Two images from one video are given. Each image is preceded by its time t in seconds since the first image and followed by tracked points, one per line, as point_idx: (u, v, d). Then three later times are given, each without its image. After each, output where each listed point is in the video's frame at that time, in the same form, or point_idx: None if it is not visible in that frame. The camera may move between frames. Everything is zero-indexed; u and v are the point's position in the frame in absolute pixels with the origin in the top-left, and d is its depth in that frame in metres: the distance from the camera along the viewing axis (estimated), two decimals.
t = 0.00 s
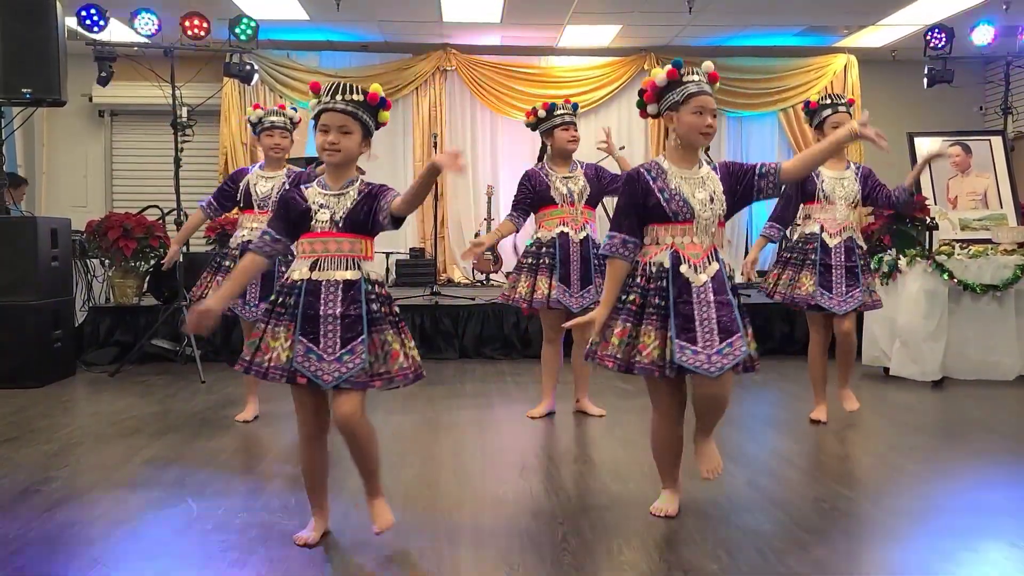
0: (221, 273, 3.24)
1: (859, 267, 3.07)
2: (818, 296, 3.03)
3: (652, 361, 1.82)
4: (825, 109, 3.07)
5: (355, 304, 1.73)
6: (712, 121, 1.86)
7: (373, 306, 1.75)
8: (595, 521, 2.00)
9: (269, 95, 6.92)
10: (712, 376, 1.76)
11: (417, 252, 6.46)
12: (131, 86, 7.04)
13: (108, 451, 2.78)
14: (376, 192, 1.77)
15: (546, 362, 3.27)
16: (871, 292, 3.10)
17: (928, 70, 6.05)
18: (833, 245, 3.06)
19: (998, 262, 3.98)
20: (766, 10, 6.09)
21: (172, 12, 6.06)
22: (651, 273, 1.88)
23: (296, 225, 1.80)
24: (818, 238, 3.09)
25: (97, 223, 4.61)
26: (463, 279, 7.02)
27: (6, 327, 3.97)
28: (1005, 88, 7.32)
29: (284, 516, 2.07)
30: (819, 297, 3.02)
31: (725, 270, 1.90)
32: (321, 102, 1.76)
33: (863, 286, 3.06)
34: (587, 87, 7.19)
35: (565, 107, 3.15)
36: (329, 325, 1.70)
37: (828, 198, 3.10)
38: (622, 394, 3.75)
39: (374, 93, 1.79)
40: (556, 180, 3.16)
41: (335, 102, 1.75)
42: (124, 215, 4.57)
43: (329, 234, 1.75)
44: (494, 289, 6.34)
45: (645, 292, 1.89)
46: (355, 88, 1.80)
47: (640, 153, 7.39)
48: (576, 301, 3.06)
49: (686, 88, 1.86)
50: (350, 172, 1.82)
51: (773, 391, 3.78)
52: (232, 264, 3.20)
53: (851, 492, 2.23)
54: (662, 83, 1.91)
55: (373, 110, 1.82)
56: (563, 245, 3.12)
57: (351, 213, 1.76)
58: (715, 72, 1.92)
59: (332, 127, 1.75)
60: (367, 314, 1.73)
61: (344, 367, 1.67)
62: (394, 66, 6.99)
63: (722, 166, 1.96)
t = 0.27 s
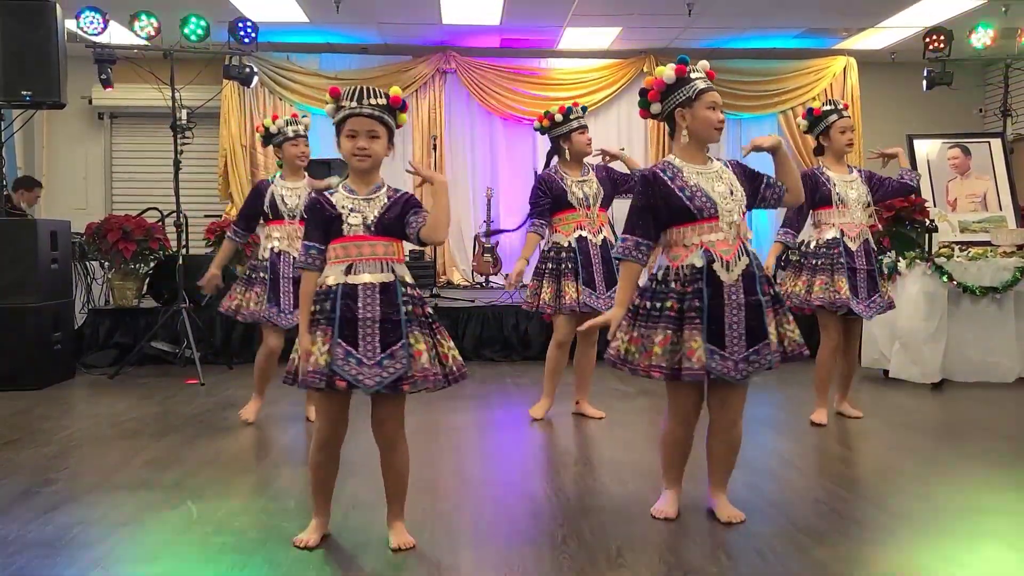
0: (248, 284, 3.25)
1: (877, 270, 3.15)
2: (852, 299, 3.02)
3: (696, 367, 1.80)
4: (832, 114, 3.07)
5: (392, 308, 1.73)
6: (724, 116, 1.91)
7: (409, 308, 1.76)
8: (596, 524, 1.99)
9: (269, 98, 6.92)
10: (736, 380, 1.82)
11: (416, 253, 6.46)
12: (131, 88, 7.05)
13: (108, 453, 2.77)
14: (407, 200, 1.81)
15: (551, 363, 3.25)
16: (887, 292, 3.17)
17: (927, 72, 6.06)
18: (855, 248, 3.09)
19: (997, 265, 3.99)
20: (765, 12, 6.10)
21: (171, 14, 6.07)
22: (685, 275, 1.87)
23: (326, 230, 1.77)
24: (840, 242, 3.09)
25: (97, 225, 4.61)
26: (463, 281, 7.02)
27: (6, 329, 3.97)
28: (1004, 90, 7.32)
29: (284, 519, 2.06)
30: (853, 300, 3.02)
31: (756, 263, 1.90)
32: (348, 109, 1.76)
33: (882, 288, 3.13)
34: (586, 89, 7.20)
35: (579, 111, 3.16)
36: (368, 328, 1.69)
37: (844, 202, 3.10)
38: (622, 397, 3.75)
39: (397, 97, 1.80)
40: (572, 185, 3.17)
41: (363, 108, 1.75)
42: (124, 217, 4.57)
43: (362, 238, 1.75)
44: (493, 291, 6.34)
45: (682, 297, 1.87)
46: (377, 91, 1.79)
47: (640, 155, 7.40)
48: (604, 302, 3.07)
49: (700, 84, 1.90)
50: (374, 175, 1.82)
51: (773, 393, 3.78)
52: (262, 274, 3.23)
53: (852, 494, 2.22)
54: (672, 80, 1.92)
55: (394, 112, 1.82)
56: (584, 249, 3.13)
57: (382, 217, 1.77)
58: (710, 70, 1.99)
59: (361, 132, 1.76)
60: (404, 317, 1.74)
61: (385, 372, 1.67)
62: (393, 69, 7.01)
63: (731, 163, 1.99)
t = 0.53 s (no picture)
0: (264, 291, 3.26)
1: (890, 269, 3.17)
2: (872, 302, 3.04)
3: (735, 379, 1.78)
4: (836, 119, 3.07)
5: (413, 313, 1.73)
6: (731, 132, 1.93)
7: (431, 312, 1.75)
8: (595, 524, 1.99)
9: (268, 98, 6.92)
10: (790, 388, 1.77)
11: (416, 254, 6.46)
12: (130, 88, 7.05)
13: (107, 453, 2.77)
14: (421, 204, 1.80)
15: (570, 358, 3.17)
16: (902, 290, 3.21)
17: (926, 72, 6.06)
18: (869, 250, 3.11)
19: (996, 265, 3.99)
20: (765, 12, 6.10)
21: (170, 14, 6.07)
22: (705, 292, 1.88)
23: (343, 241, 1.77)
24: (854, 245, 3.10)
25: (96, 225, 4.62)
26: (462, 281, 7.02)
27: (5, 329, 3.97)
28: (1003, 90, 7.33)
29: (284, 519, 2.06)
30: (873, 303, 3.04)
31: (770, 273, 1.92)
32: (373, 120, 1.74)
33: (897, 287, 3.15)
34: (586, 89, 7.20)
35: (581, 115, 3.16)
36: (391, 335, 1.70)
37: (853, 205, 3.12)
38: (622, 397, 3.75)
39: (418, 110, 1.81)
40: (577, 191, 3.16)
41: (389, 120, 1.75)
42: (123, 217, 4.57)
43: (379, 246, 1.75)
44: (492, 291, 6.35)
45: (709, 314, 1.86)
46: (399, 103, 1.78)
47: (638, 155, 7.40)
48: (605, 308, 3.09)
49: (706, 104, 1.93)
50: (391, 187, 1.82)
51: (772, 394, 3.78)
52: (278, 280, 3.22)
53: (851, 494, 2.23)
54: (677, 99, 1.94)
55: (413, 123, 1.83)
56: (586, 254, 3.14)
57: (397, 226, 1.77)
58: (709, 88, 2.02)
59: (387, 145, 1.75)
60: (428, 320, 1.73)
61: (413, 376, 1.67)
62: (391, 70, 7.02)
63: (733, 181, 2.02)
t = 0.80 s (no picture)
0: (267, 276, 3.19)
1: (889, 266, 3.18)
2: (871, 298, 3.05)
3: (709, 364, 1.82)
4: (840, 117, 3.06)
5: (422, 308, 1.73)
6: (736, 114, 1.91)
7: (438, 308, 1.75)
8: (594, 524, 1.99)
9: (267, 99, 6.92)
10: (764, 374, 1.79)
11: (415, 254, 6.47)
12: (129, 89, 7.05)
13: (106, 454, 2.77)
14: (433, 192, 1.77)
15: (572, 362, 3.14)
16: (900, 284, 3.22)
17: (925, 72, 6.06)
18: (867, 247, 3.13)
19: (996, 265, 3.99)
20: (764, 13, 6.10)
21: (169, 15, 6.06)
22: (703, 271, 1.88)
23: (353, 232, 1.74)
24: (853, 242, 3.12)
25: (96, 225, 4.61)
26: (461, 281, 7.02)
27: (4, 329, 3.97)
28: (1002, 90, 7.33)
29: (283, 519, 2.06)
30: (871, 299, 3.05)
31: (771, 256, 1.91)
32: (387, 107, 1.73)
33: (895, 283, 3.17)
34: (586, 89, 7.20)
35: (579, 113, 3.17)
36: (398, 328, 1.69)
37: (851, 202, 3.14)
38: (621, 397, 3.75)
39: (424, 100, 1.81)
40: (580, 186, 3.17)
41: (401, 106, 1.74)
42: (122, 217, 4.56)
43: (392, 238, 1.73)
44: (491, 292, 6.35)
45: (700, 292, 1.88)
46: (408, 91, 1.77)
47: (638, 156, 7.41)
48: (614, 303, 3.12)
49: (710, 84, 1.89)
50: (401, 175, 1.80)
51: (772, 394, 3.78)
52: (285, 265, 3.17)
53: (851, 495, 2.22)
54: (677, 83, 1.91)
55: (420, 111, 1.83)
56: (597, 250, 3.14)
57: (410, 216, 1.75)
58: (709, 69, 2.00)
59: (400, 130, 1.74)
60: (435, 317, 1.74)
61: (416, 373, 1.68)
62: (391, 70, 7.02)
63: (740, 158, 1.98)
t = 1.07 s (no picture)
0: (263, 280, 3.19)
1: (887, 266, 3.16)
2: (864, 299, 3.05)
3: (710, 361, 1.78)
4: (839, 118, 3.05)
5: (421, 311, 1.72)
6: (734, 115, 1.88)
7: (437, 311, 1.75)
8: (594, 525, 1.99)
9: (267, 99, 6.92)
10: (760, 374, 1.78)
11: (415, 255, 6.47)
12: (129, 89, 7.05)
13: (106, 454, 2.77)
14: (433, 194, 1.77)
15: (570, 361, 3.16)
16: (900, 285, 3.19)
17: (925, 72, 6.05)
18: (863, 248, 3.12)
19: (995, 265, 3.99)
20: (764, 13, 6.10)
21: (169, 15, 6.06)
22: (696, 272, 1.87)
23: (353, 234, 1.75)
24: (849, 243, 3.12)
25: (95, 225, 4.61)
26: (461, 282, 7.02)
27: (3, 330, 3.97)
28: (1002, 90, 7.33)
29: (283, 520, 2.05)
30: (865, 300, 3.04)
31: (766, 253, 1.88)
32: (390, 108, 1.72)
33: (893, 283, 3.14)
34: (586, 90, 7.20)
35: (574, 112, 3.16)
36: (398, 333, 1.69)
37: (849, 203, 3.13)
38: (621, 397, 3.75)
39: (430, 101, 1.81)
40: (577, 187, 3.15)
41: (405, 107, 1.73)
42: (122, 218, 4.56)
43: (391, 240, 1.73)
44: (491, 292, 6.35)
45: (696, 295, 1.86)
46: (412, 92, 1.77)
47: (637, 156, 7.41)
48: (614, 304, 3.10)
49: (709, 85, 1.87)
50: (404, 177, 1.79)
51: (772, 394, 3.78)
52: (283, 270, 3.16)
53: (851, 495, 2.22)
54: (676, 85, 1.92)
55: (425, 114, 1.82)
56: (591, 253, 3.15)
57: (411, 217, 1.75)
58: (720, 68, 1.97)
59: (404, 131, 1.73)
60: (434, 320, 1.73)
61: (417, 376, 1.67)
62: (391, 70, 7.01)
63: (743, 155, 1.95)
